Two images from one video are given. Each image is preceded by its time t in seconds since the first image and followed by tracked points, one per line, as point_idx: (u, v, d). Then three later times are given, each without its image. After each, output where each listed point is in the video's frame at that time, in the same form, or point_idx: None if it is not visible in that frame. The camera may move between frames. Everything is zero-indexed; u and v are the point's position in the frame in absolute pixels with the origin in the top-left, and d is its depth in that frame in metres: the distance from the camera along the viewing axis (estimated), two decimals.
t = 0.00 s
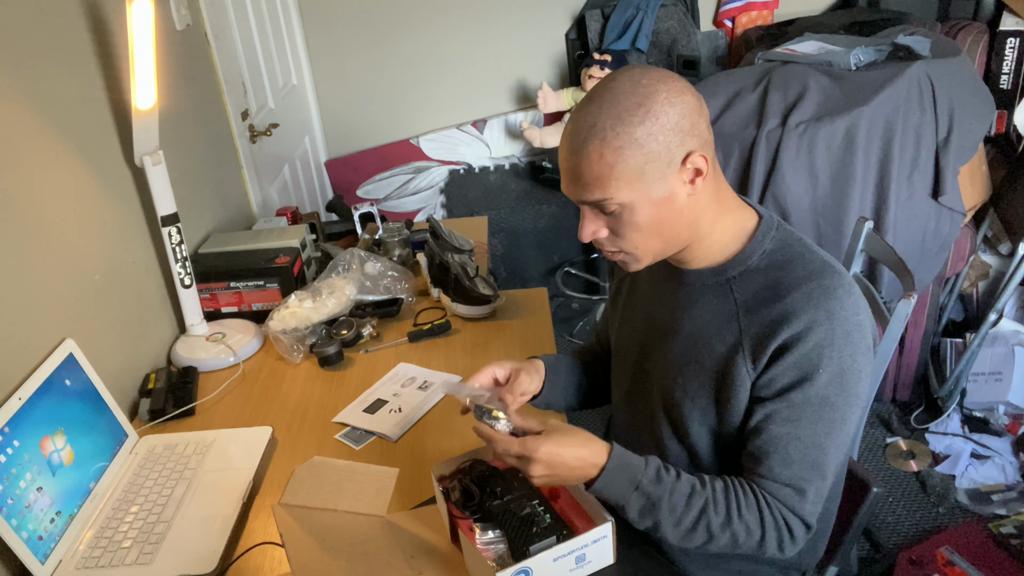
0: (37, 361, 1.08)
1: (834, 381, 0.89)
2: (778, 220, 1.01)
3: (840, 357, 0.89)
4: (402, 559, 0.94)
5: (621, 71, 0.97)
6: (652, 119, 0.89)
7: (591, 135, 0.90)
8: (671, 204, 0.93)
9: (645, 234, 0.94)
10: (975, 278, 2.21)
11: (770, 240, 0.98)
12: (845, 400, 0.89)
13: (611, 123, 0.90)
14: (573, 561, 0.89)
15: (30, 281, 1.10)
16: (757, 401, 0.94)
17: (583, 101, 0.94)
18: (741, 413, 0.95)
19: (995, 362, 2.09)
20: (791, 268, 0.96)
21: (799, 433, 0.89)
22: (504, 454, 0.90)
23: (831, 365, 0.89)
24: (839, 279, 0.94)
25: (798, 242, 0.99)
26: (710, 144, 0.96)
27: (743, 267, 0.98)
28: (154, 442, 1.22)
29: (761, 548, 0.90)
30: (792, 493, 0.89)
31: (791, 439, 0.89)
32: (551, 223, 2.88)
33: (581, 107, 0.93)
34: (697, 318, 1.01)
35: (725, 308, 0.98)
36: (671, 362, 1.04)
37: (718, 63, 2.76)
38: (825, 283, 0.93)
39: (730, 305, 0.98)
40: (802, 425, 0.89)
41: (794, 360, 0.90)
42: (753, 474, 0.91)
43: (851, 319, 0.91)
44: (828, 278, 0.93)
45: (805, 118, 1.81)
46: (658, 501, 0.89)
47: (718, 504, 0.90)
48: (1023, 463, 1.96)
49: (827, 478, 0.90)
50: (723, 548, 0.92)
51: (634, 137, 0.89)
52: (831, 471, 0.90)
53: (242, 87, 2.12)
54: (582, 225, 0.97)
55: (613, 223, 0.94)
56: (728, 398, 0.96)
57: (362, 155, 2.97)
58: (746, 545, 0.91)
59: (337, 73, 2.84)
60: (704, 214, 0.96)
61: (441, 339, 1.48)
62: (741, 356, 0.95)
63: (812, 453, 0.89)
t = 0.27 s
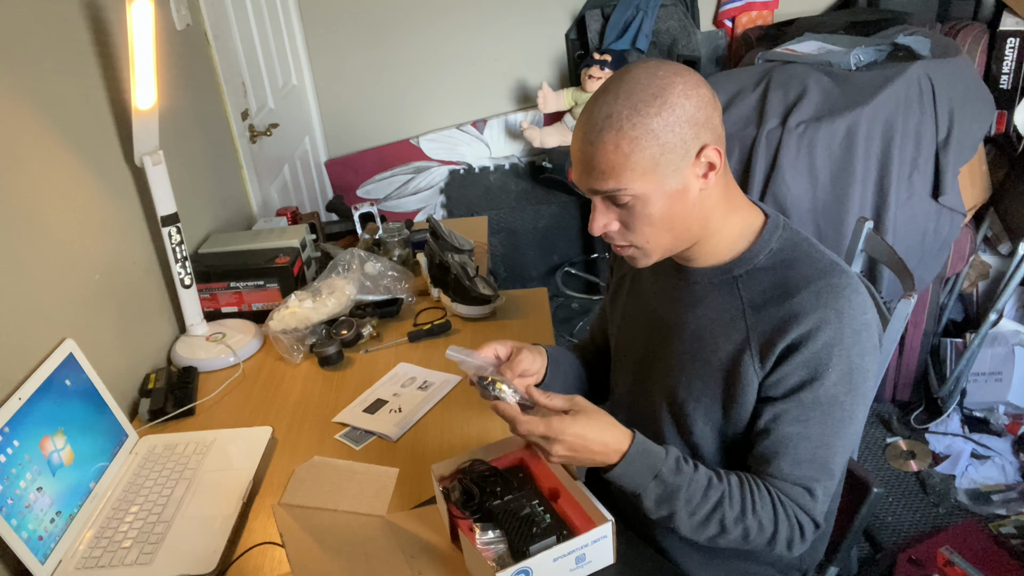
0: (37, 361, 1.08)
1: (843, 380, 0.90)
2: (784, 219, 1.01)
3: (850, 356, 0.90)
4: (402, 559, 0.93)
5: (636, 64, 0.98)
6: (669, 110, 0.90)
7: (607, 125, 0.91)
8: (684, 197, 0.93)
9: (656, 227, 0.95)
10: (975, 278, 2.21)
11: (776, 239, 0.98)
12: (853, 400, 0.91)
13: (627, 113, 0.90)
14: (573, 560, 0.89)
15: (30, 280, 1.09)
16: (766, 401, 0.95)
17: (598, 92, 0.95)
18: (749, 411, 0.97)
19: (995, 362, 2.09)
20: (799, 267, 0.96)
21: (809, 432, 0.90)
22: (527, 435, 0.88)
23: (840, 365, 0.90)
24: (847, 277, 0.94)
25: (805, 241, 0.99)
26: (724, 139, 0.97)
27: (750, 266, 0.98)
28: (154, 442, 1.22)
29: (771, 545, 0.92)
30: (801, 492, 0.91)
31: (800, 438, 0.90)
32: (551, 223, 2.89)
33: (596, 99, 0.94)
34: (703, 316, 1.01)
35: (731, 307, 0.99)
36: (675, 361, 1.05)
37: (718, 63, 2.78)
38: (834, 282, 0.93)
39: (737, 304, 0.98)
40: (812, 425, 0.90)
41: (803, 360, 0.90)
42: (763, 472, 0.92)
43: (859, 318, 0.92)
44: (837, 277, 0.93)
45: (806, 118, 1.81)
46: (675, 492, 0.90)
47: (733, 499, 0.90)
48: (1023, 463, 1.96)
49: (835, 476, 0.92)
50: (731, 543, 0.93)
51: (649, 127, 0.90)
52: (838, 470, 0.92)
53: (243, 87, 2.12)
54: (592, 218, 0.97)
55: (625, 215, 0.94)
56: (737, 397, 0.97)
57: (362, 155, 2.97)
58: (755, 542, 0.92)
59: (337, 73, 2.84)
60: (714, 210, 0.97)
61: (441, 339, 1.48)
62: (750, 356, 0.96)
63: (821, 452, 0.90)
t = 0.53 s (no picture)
0: (37, 361, 1.08)
1: (848, 380, 0.90)
2: (789, 219, 1.01)
3: (855, 355, 0.90)
4: (402, 559, 0.94)
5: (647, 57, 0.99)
6: (682, 101, 0.91)
7: (621, 115, 0.92)
8: (695, 189, 0.94)
9: (667, 219, 0.95)
10: (975, 278, 2.21)
11: (781, 239, 0.98)
12: (858, 399, 0.91)
13: (641, 103, 0.91)
14: (573, 561, 0.89)
15: (30, 280, 1.10)
16: (770, 399, 0.95)
17: (612, 83, 0.96)
18: (753, 410, 0.97)
19: (995, 362, 2.09)
20: (804, 266, 0.96)
21: (813, 432, 0.90)
22: (538, 430, 0.87)
23: (846, 363, 0.90)
24: (853, 277, 0.94)
25: (809, 240, 0.99)
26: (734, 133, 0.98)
27: (754, 265, 0.98)
28: (154, 442, 1.22)
29: (776, 543, 0.92)
30: (805, 490, 0.91)
31: (805, 438, 0.90)
32: (551, 224, 2.87)
33: (610, 89, 0.95)
34: (708, 315, 1.01)
35: (736, 305, 0.99)
36: (678, 360, 1.05)
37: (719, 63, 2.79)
38: (840, 281, 0.93)
39: (742, 303, 0.98)
40: (817, 425, 0.90)
41: (810, 358, 0.91)
42: (767, 471, 0.93)
43: (865, 317, 0.92)
44: (843, 276, 0.94)
45: (806, 118, 1.81)
46: (685, 489, 0.90)
47: (740, 497, 0.91)
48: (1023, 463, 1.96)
49: (838, 475, 0.93)
50: (737, 540, 0.94)
51: (665, 117, 0.90)
52: (841, 468, 0.93)
53: (242, 87, 2.12)
54: (603, 211, 0.97)
55: (636, 207, 0.95)
56: (741, 396, 0.98)
57: (362, 155, 2.97)
58: (760, 540, 0.92)
59: (338, 73, 2.84)
60: (722, 206, 0.97)
61: (441, 339, 1.48)
62: (755, 355, 0.96)
63: (825, 451, 0.91)
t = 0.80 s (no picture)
0: (37, 361, 1.08)
1: (851, 375, 0.91)
2: (791, 216, 1.03)
3: (858, 350, 0.91)
4: (402, 559, 0.94)
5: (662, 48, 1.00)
6: (703, 89, 0.92)
7: (643, 99, 0.92)
8: (710, 178, 0.95)
9: (682, 208, 0.95)
10: (975, 278, 2.21)
11: (784, 236, 1.00)
12: (861, 395, 0.92)
13: (663, 88, 0.92)
14: (573, 561, 0.89)
15: (30, 280, 1.10)
16: (772, 395, 0.96)
17: (630, 69, 0.96)
18: (755, 407, 0.97)
19: (995, 362, 2.09)
20: (807, 263, 0.97)
21: (816, 426, 0.91)
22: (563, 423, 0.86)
23: (849, 358, 0.91)
24: (855, 273, 0.96)
25: (811, 239, 1.01)
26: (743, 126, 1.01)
27: (758, 262, 0.99)
28: (154, 442, 1.22)
29: (780, 541, 0.91)
30: (808, 487, 0.91)
31: (808, 432, 0.90)
32: (551, 223, 2.88)
33: (629, 75, 0.95)
34: (711, 311, 1.02)
35: (740, 301, 1.00)
36: (679, 359, 1.05)
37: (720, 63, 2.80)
38: (844, 277, 0.95)
39: (746, 299, 0.99)
40: (820, 419, 0.91)
41: (813, 352, 0.91)
42: (769, 468, 0.92)
43: (867, 313, 0.93)
44: (845, 273, 0.95)
45: (805, 118, 1.81)
46: (697, 481, 0.88)
47: (750, 491, 0.89)
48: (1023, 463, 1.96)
49: (841, 471, 0.93)
50: (744, 540, 0.92)
51: (686, 103, 0.91)
52: (843, 466, 0.93)
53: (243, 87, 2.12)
54: (619, 199, 0.97)
55: (653, 195, 0.95)
56: (743, 393, 0.98)
57: (362, 155, 2.97)
58: (767, 538, 0.91)
59: (338, 73, 2.84)
60: (732, 200, 0.99)
61: (441, 339, 1.48)
62: (758, 351, 0.96)
63: (828, 446, 0.91)
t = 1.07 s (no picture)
0: (37, 361, 1.08)
1: (854, 374, 0.91)
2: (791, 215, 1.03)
3: (861, 349, 0.91)
4: (402, 559, 0.95)
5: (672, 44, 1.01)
6: (714, 81, 0.93)
7: (656, 89, 0.92)
8: (719, 172, 0.95)
9: (690, 202, 0.95)
10: (975, 278, 2.21)
11: (786, 235, 1.00)
12: (863, 393, 0.92)
13: (675, 78, 0.92)
14: (573, 560, 0.89)
15: (30, 280, 1.09)
16: (775, 395, 0.96)
17: (642, 62, 0.97)
18: (758, 407, 0.97)
19: (995, 362, 2.09)
20: (809, 262, 0.97)
21: (819, 425, 0.91)
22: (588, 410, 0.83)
23: (852, 357, 0.91)
24: (858, 272, 0.96)
25: (812, 237, 1.01)
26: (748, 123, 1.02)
27: (760, 261, 0.99)
28: (154, 442, 1.22)
29: (785, 540, 0.91)
30: (812, 485, 0.91)
31: (811, 431, 0.91)
32: (550, 223, 2.94)
33: (636, 70, 0.96)
34: (713, 311, 1.02)
35: (742, 300, 0.99)
36: (680, 358, 1.05)
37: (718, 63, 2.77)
38: (847, 276, 0.95)
39: (748, 299, 0.99)
40: (823, 418, 0.91)
41: (816, 352, 0.91)
42: (772, 467, 0.92)
43: (870, 312, 0.93)
44: (848, 271, 0.95)
45: (805, 118, 1.81)
46: (710, 480, 0.88)
47: (757, 488, 0.89)
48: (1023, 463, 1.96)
49: (842, 470, 0.93)
50: (752, 539, 0.92)
51: (698, 94, 0.92)
52: (845, 464, 0.93)
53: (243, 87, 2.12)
54: (627, 190, 0.96)
55: (662, 187, 0.94)
56: (746, 392, 0.98)
57: (362, 155, 2.97)
58: (773, 537, 0.91)
59: (338, 72, 2.84)
60: (737, 196, 0.99)
61: (441, 339, 1.48)
62: (761, 351, 0.96)
63: (830, 445, 0.91)
